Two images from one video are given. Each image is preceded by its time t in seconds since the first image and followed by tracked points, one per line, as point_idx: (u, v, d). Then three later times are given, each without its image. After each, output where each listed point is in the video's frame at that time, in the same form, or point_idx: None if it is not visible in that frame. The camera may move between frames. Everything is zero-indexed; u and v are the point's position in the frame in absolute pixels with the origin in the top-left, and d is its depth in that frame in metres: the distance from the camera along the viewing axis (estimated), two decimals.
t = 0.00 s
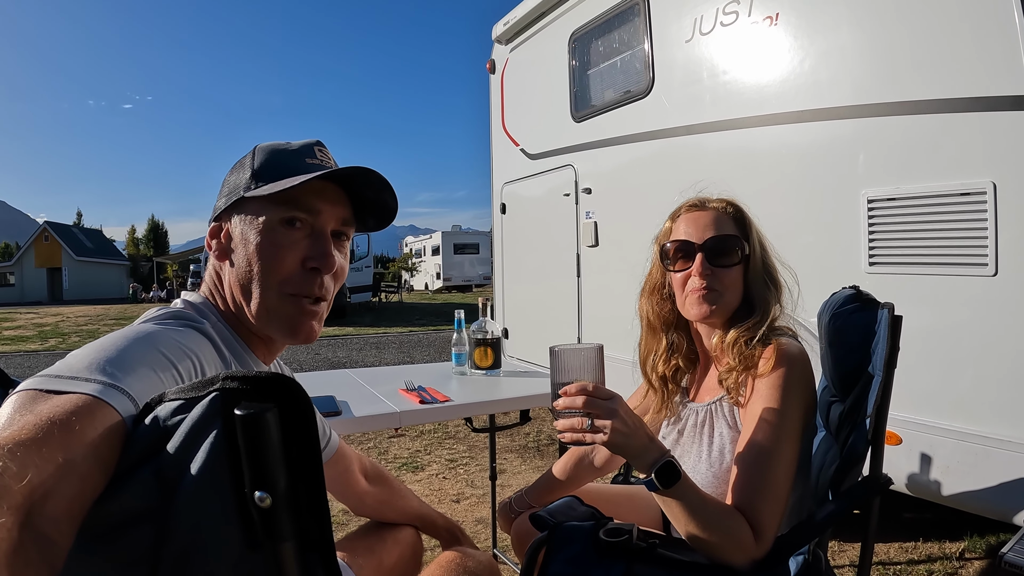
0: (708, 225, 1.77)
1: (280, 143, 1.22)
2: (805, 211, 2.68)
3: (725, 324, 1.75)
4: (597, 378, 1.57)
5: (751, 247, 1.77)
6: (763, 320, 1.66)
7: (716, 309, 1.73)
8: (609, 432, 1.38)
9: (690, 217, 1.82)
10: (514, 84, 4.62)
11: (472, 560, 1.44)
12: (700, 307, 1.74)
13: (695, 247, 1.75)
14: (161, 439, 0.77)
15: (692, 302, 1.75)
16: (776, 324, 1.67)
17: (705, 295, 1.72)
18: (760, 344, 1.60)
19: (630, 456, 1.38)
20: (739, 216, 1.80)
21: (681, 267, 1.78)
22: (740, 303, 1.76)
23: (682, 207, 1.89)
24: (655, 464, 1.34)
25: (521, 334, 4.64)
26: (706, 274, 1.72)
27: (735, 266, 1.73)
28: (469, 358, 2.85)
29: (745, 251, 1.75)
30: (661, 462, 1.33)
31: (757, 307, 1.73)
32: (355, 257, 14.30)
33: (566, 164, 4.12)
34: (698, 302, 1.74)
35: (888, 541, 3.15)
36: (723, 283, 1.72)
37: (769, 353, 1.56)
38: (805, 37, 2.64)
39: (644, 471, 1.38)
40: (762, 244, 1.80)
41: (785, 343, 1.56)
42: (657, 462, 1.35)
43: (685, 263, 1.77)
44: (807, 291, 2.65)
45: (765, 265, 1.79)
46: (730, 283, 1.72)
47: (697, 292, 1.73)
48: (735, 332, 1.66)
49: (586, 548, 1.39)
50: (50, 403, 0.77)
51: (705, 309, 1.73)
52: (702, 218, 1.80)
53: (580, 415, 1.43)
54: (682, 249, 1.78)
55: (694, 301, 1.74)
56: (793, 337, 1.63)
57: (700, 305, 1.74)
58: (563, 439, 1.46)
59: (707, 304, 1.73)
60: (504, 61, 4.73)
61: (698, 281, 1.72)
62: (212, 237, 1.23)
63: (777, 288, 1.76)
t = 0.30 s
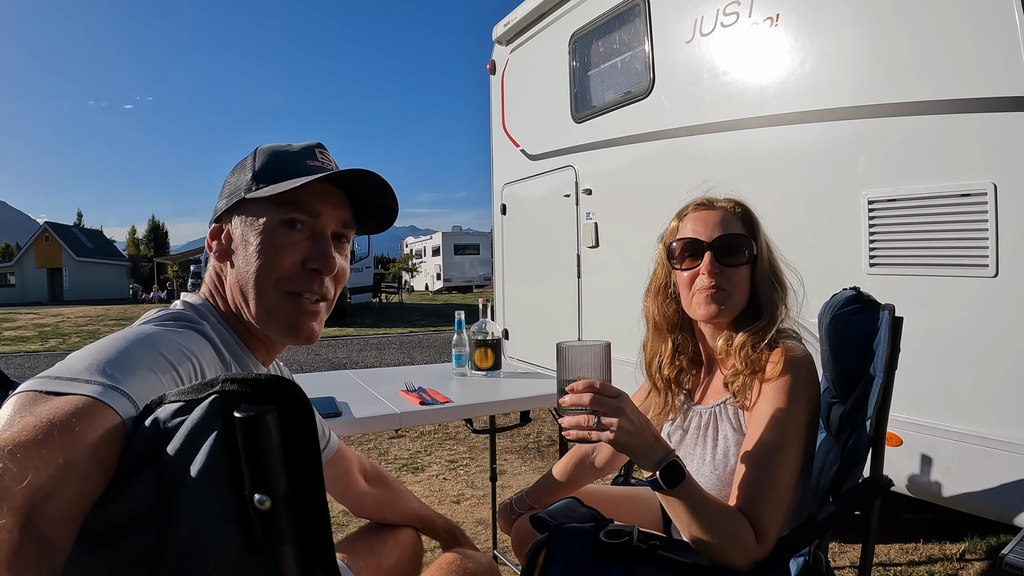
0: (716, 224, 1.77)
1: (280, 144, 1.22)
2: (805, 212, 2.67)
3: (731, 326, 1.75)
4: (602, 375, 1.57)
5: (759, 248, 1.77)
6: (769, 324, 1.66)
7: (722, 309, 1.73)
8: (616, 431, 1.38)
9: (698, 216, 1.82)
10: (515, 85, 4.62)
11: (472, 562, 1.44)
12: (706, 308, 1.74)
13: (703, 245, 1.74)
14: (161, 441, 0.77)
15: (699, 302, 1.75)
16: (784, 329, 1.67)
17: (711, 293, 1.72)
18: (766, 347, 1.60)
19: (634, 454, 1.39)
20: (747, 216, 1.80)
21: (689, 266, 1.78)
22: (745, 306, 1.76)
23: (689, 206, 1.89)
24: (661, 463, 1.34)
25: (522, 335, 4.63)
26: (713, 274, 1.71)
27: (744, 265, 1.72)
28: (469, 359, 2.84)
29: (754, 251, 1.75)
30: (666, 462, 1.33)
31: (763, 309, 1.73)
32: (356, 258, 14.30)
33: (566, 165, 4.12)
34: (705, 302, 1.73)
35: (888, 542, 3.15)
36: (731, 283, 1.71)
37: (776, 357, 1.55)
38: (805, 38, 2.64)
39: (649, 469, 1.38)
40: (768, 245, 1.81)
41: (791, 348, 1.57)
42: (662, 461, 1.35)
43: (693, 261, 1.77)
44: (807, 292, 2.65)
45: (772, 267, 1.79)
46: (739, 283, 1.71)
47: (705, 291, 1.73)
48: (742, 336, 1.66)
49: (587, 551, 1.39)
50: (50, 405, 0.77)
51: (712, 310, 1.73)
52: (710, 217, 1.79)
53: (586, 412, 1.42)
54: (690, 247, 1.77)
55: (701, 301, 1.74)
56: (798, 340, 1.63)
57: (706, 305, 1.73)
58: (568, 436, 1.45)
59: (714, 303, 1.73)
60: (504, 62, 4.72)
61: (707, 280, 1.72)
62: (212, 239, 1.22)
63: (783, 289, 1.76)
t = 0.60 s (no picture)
0: (697, 228, 1.77)
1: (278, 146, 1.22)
2: (805, 212, 2.67)
3: (724, 327, 1.75)
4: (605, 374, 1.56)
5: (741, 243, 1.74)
6: (769, 326, 1.66)
7: (710, 313, 1.73)
8: (616, 429, 1.37)
9: (681, 222, 1.82)
10: (515, 86, 4.61)
11: (471, 564, 1.43)
12: (696, 311, 1.74)
13: (684, 252, 1.75)
14: (157, 443, 0.76)
15: (685, 307, 1.76)
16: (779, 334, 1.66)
17: (696, 298, 1.73)
18: (767, 352, 1.61)
19: (634, 453, 1.38)
20: (729, 215, 1.78)
21: (673, 271, 1.79)
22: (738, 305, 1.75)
23: (674, 213, 1.89)
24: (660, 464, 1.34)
25: (522, 336, 4.63)
26: (694, 279, 1.72)
27: (725, 265, 1.72)
28: (468, 360, 2.84)
29: (733, 249, 1.73)
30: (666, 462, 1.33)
31: (753, 307, 1.72)
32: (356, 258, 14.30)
33: (566, 166, 4.12)
34: (693, 306, 1.74)
35: (889, 544, 3.14)
36: (712, 285, 1.71)
37: (778, 364, 1.56)
38: (806, 39, 2.63)
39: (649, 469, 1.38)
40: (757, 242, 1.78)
41: (795, 351, 1.57)
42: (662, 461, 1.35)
43: (677, 268, 1.78)
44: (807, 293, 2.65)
45: (761, 264, 1.76)
46: (722, 285, 1.71)
47: (689, 297, 1.74)
48: (740, 339, 1.66)
49: (586, 552, 1.38)
50: (47, 406, 0.77)
51: (700, 314, 1.74)
52: (690, 223, 1.80)
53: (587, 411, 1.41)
54: (672, 254, 1.79)
55: (688, 305, 1.75)
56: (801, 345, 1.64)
57: (693, 309, 1.74)
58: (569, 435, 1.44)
59: (700, 307, 1.73)
60: (504, 63, 4.72)
61: (689, 286, 1.73)
62: (211, 242, 1.22)
63: (774, 287, 1.74)
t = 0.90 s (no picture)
0: (686, 227, 1.78)
1: (281, 137, 1.15)
2: (805, 213, 2.67)
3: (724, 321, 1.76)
4: (604, 369, 1.57)
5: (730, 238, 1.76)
6: (762, 311, 1.67)
7: (708, 310, 1.75)
8: (617, 422, 1.37)
9: (670, 223, 1.83)
10: (515, 86, 4.61)
11: (471, 564, 1.43)
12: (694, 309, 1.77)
13: (673, 253, 1.77)
14: (157, 442, 0.76)
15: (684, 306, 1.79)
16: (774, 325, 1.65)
17: (693, 297, 1.75)
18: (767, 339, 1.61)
19: (635, 448, 1.38)
20: (716, 212, 1.79)
21: (667, 272, 1.80)
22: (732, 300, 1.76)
23: (662, 216, 1.90)
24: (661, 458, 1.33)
25: (522, 336, 4.63)
26: (688, 279, 1.74)
27: (715, 261, 1.73)
28: (468, 360, 2.84)
29: (722, 246, 1.74)
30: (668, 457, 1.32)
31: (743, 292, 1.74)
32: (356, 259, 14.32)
33: (567, 166, 4.12)
34: (691, 304, 1.77)
35: (889, 544, 3.14)
36: (705, 281, 1.73)
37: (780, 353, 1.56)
38: (806, 39, 2.63)
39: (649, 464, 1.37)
40: (746, 235, 1.79)
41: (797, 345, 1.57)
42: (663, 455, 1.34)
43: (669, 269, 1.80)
44: (807, 293, 2.64)
45: (751, 256, 1.77)
46: (715, 280, 1.73)
47: (688, 296, 1.77)
48: (737, 326, 1.67)
49: (585, 553, 1.38)
50: (47, 404, 0.76)
51: (700, 313, 1.76)
52: (678, 222, 1.80)
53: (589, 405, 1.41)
54: (665, 255, 1.80)
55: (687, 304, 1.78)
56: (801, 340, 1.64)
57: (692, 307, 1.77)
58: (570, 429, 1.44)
59: (698, 305, 1.76)
60: (504, 63, 4.73)
61: (684, 286, 1.76)
62: (225, 249, 1.13)
63: (765, 277, 1.74)
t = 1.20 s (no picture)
0: (688, 226, 1.79)
1: (283, 139, 1.13)
2: (805, 213, 2.66)
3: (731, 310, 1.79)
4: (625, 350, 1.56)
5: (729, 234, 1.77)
6: (757, 292, 1.70)
7: (715, 302, 1.78)
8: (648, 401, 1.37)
9: (673, 222, 1.84)
10: (514, 86, 4.61)
11: (469, 566, 1.42)
12: (702, 301, 1.81)
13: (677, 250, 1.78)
14: (151, 443, 0.76)
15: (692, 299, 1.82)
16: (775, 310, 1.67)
17: (699, 290, 1.78)
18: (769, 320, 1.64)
19: (662, 427, 1.38)
20: (714, 209, 1.81)
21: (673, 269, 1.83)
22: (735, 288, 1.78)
23: (668, 215, 1.91)
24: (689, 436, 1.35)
25: (521, 337, 4.62)
26: (693, 275, 1.77)
27: (718, 257, 1.75)
28: (467, 361, 2.83)
29: (722, 242, 1.76)
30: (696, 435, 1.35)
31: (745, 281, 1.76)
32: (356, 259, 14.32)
33: (566, 167, 4.11)
34: (698, 297, 1.80)
35: (889, 545, 3.14)
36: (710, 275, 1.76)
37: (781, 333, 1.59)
38: (805, 39, 2.63)
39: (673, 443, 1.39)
40: (744, 227, 1.80)
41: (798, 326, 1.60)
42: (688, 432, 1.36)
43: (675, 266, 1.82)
44: (806, 294, 2.64)
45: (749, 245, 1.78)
46: (720, 275, 1.75)
47: (694, 291, 1.80)
48: (738, 309, 1.70)
49: (584, 555, 1.38)
50: (41, 404, 0.75)
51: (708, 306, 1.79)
52: (682, 221, 1.82)
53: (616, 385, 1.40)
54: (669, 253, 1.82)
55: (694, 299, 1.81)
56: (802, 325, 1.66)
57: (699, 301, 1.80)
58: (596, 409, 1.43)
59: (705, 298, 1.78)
60: (503, 64, 4.73)
61: (690, 281, 1.79)
62: (233, 254, 1.11)
63: (767, 265, 1.76)
